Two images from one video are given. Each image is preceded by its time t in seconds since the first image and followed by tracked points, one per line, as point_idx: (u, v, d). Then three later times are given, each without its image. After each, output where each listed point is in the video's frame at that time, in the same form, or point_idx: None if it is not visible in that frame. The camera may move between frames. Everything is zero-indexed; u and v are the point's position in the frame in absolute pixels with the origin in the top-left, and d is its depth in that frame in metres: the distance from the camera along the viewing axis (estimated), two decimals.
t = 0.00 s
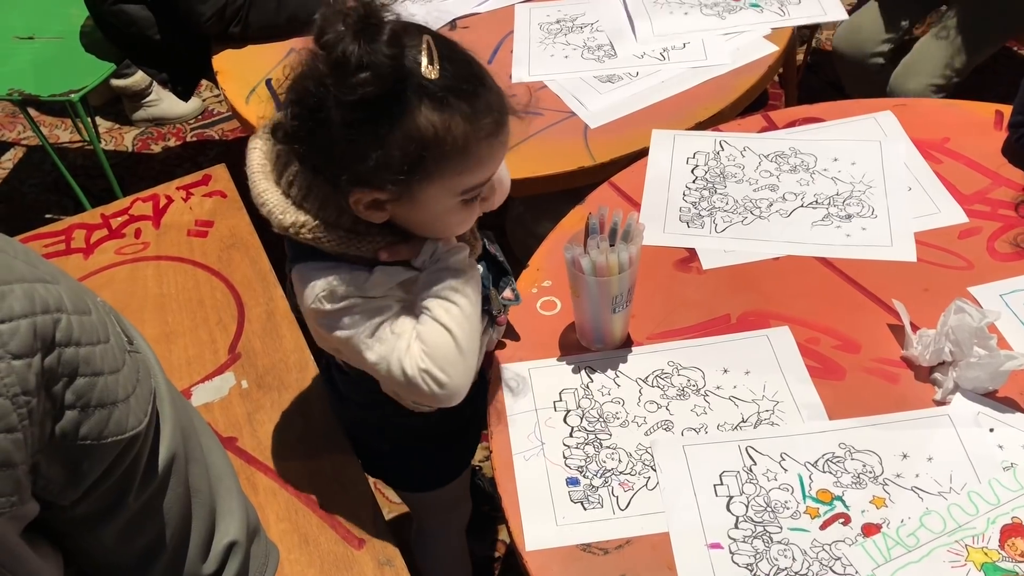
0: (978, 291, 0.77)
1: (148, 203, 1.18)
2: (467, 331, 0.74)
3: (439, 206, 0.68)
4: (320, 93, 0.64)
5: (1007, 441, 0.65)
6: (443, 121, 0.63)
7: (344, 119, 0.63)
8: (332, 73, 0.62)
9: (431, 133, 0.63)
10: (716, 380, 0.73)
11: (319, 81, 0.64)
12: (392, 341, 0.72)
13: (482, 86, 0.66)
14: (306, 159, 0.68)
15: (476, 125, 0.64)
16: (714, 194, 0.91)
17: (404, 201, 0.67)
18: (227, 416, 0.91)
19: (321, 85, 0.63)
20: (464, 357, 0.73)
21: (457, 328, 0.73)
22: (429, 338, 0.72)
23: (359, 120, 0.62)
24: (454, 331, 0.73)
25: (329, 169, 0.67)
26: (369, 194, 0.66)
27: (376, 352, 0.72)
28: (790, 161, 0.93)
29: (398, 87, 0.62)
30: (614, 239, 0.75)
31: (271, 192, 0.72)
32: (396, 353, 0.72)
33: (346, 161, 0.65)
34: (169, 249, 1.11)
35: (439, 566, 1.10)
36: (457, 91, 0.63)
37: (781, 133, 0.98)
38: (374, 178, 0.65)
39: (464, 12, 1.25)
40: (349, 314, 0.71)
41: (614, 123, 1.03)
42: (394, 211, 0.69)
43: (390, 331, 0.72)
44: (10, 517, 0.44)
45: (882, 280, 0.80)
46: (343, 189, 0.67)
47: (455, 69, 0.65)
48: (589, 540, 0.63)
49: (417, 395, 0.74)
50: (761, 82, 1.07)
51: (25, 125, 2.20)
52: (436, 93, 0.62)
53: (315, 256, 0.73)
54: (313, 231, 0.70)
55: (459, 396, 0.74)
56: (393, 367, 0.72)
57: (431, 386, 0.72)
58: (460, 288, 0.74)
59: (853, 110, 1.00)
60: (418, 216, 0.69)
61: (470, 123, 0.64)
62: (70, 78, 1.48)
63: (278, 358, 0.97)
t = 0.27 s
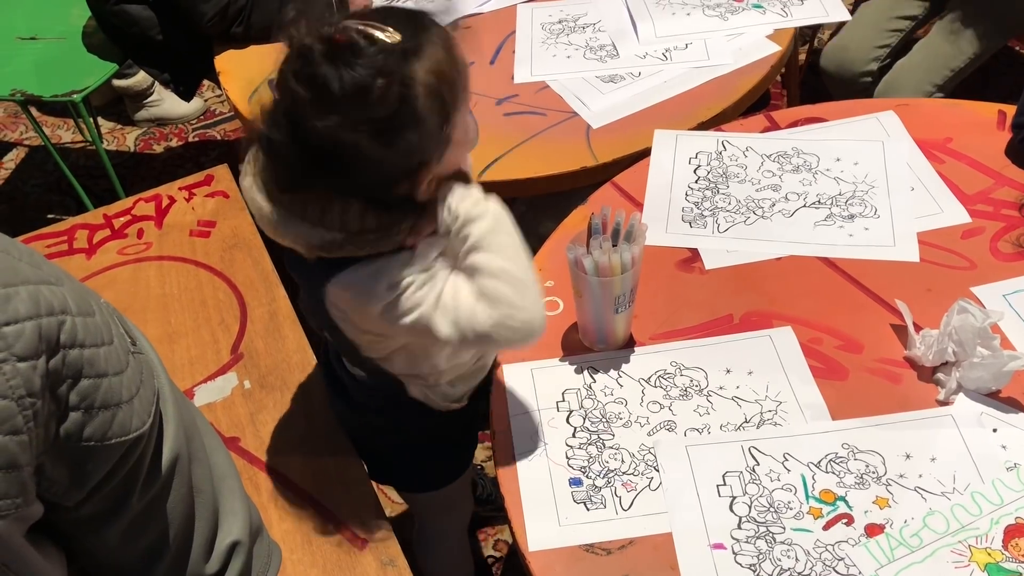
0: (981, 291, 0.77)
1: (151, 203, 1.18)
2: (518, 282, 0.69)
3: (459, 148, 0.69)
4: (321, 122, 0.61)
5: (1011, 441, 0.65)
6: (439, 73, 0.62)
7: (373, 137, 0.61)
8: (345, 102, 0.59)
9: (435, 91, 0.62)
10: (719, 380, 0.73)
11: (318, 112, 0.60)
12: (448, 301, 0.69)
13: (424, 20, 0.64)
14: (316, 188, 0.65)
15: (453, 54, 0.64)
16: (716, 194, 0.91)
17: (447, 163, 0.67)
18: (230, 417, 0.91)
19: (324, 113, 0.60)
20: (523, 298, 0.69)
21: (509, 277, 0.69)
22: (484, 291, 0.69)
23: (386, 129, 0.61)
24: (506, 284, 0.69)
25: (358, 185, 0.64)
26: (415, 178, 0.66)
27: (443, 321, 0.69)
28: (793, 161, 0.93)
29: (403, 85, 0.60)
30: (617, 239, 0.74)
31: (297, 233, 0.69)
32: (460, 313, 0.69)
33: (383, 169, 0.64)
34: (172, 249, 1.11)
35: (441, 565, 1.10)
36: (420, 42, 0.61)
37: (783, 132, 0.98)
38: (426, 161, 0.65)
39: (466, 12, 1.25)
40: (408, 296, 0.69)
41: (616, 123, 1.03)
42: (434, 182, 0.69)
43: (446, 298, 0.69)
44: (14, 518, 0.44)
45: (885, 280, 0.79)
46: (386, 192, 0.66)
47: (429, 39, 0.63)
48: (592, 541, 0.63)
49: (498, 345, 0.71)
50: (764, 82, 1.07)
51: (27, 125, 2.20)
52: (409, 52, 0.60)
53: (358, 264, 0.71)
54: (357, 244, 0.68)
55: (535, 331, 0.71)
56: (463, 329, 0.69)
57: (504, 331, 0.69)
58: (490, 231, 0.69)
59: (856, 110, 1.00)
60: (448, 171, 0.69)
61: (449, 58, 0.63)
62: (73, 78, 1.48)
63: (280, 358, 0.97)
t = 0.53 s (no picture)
0: (982, 291, 0.77)
1: (150, 203, 1.18)
2: (509, 122, 0.80)
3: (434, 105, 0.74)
4: (366, 129, 0.63)
5: (1012, 442, 0.65)
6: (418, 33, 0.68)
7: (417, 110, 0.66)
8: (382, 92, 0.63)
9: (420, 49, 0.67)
10: (719, 381, 0.72)
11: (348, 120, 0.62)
12: (491, 199, 0.76)
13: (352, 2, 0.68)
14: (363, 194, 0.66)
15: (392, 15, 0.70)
16: (716, 194, 0.90)
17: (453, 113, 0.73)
18: (229, 417, 0.91)
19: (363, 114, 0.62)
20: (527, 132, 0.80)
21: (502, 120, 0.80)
22: (501, 137, 0.79)
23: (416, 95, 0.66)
24: (507, 123, 0.80)
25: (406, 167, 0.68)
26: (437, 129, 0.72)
27: (497, 207, 0.76)
28: (793, 161, 0.93)
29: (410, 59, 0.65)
30: (616, 240, 0.74)
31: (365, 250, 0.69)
32: (502, 196, 0.77)
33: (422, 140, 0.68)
34: (171, 249, 1.11)
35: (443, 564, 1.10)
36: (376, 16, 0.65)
37: (784, 132, 0.98)
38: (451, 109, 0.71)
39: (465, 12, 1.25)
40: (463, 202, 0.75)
41: (616, 123, 1.03)
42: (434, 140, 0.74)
43: (484, 189, 0.77)
44: (4, 521, 0.44)
45: (886, 280, 0.79)
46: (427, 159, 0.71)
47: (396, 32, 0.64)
48: (592, 542, 0.63)
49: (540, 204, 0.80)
50: (764, 81, 1.06)
51: (26, 125, 2.20)
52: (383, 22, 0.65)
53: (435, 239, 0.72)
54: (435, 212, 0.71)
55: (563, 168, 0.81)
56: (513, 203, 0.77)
57: (536, 178, 0.78)
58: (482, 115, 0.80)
59: (857, 110, 0.99)
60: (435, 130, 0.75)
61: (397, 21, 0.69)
62: (72, 78, 1.48)
63: (280, 359, 0.97)
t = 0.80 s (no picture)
0: (985, 289, 0.77)
1: (151, 202, 1.18)
2: (518, 167, 0.72)
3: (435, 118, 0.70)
4: (314, 113, 0.61)
5: (1014, 439, 0.65)
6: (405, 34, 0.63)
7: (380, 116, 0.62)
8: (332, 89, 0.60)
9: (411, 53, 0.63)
10: (721, 379, 0.72)
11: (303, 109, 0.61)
12: (483, 232, 0.72)
13: None
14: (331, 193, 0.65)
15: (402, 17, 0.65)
16: (718, 192, 0.90)
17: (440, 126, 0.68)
18: (230, 416, 0.91)
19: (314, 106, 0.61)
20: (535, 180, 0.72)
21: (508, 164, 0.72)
22: (507, 185, 0.72)
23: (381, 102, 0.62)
24: (519, 171, 0.72)
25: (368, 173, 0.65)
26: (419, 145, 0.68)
27: (478, 246, 0.72)
28: (796, 159, 0.93)
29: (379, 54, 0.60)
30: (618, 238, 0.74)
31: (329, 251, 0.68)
32: (493, 238, 0.72)
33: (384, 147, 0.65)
34: (172, 248, 1.11)
35: (444, 562, 1.10)
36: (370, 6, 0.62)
37: (786, 130, 0.97)
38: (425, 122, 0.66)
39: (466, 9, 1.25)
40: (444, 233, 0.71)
41: (617, 121, 1.02)
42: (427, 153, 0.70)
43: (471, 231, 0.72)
44: (3, 519, 0.44)
45: (888, 278, 0.79)
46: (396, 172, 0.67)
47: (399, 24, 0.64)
48: (594, 540, 0.62)
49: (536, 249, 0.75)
50: (766, 79, 1.06)
51: (28, 123, 2.20)
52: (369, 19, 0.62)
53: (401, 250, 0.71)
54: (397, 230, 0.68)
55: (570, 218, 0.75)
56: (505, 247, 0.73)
57: (535, 227, 0.72)
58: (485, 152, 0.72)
59: (859, 108, 0.99)
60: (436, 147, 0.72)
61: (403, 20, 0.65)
62: (73, 76, 1.48)
63: (282, 357, 0.96)
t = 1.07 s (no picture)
0: (987, 286, 0.77)
1: (153, 198, 1.18)
2: (442, 267, 0.66)
3: (424, 133, 0.69)
4: (292, 96, 0.65)
5: (1017, 436, 0.65)
6: (400, 40, 0.63)
7: (308, 81, 0.63)
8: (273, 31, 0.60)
9: (393, 56, 0.63)
10: (723, 376, 0.72)
11: (273, 56, 0.64)
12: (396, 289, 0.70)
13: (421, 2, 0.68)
14: (279, 149, 0.70)
15: (430, 34, 0.65)
16: (720, 189, 0.90)
17: (393, 137, 0.68)
18: (232, 413, 0.91)
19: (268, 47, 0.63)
20: (459, 287, 0.67)
21: (432, 255, 0.66)
22: (421, 277, 0.66)
23: (318, 73, 0.63)
24: (444, 268, 0.66)
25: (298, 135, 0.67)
26: (357, 142, 0.66)
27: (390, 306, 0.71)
28: (798, 156, 0.93)
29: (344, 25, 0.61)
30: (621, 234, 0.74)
31: (247, 214, 0.72)
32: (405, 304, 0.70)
33: (310, 116, 0.66)
34: (174, 244, 1.11)
35: (444, 560, 1.10)
36: (398, 9, 0.64)
37: (788, 127, 0.97)
38: (359, 118, 0.65)
39: (468, 6, 1.24)
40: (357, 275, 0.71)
41: (619, 118, 1.02)
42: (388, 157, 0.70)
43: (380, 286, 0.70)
44: (7, 514, 0.45)
45: (891, 275, 0.79)
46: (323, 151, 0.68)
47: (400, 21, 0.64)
48: (596, 537, 0.63)
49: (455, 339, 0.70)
50: (768, 76, 1.06)
51: (29, 120, 2.20)
52: (378, 16, 0.63)
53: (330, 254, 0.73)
54: (310, 231, 0.70)
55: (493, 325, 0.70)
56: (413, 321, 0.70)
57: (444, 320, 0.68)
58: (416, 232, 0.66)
59: (861, 105, 0.99)
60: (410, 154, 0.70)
61: (425, 33, 0.65)
62: (74, 74, 1.48)
63: (283, 354, 0.97)
